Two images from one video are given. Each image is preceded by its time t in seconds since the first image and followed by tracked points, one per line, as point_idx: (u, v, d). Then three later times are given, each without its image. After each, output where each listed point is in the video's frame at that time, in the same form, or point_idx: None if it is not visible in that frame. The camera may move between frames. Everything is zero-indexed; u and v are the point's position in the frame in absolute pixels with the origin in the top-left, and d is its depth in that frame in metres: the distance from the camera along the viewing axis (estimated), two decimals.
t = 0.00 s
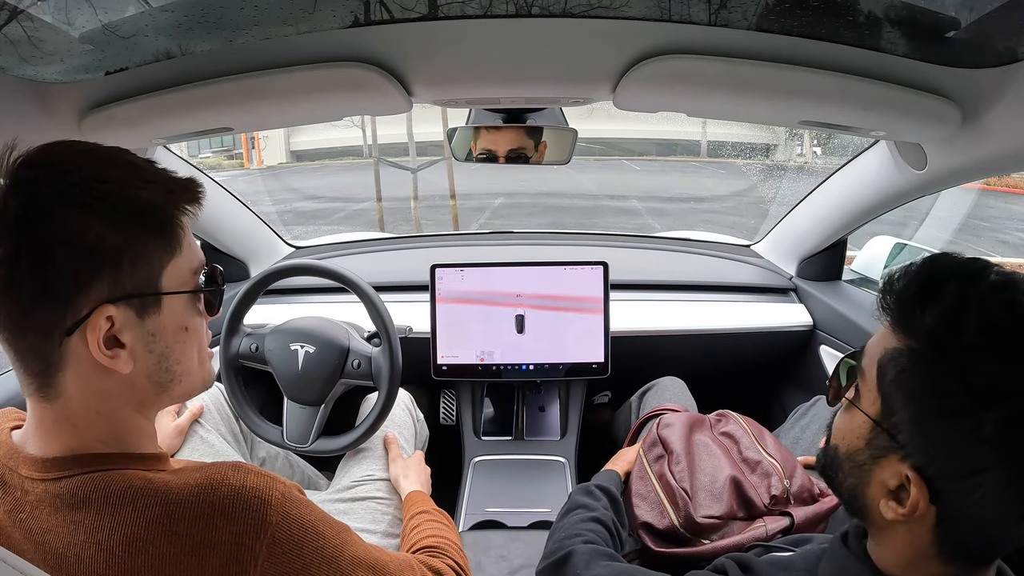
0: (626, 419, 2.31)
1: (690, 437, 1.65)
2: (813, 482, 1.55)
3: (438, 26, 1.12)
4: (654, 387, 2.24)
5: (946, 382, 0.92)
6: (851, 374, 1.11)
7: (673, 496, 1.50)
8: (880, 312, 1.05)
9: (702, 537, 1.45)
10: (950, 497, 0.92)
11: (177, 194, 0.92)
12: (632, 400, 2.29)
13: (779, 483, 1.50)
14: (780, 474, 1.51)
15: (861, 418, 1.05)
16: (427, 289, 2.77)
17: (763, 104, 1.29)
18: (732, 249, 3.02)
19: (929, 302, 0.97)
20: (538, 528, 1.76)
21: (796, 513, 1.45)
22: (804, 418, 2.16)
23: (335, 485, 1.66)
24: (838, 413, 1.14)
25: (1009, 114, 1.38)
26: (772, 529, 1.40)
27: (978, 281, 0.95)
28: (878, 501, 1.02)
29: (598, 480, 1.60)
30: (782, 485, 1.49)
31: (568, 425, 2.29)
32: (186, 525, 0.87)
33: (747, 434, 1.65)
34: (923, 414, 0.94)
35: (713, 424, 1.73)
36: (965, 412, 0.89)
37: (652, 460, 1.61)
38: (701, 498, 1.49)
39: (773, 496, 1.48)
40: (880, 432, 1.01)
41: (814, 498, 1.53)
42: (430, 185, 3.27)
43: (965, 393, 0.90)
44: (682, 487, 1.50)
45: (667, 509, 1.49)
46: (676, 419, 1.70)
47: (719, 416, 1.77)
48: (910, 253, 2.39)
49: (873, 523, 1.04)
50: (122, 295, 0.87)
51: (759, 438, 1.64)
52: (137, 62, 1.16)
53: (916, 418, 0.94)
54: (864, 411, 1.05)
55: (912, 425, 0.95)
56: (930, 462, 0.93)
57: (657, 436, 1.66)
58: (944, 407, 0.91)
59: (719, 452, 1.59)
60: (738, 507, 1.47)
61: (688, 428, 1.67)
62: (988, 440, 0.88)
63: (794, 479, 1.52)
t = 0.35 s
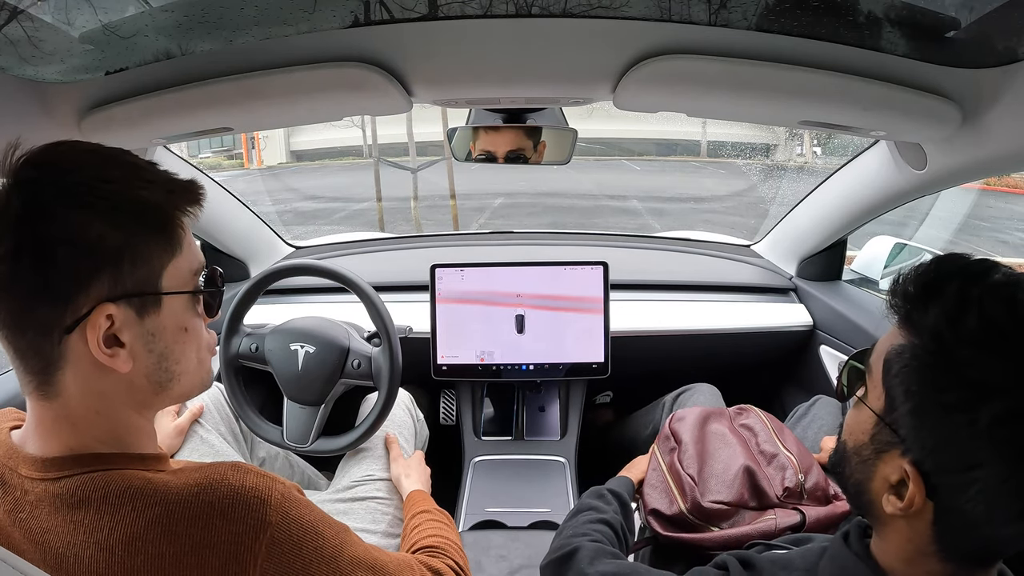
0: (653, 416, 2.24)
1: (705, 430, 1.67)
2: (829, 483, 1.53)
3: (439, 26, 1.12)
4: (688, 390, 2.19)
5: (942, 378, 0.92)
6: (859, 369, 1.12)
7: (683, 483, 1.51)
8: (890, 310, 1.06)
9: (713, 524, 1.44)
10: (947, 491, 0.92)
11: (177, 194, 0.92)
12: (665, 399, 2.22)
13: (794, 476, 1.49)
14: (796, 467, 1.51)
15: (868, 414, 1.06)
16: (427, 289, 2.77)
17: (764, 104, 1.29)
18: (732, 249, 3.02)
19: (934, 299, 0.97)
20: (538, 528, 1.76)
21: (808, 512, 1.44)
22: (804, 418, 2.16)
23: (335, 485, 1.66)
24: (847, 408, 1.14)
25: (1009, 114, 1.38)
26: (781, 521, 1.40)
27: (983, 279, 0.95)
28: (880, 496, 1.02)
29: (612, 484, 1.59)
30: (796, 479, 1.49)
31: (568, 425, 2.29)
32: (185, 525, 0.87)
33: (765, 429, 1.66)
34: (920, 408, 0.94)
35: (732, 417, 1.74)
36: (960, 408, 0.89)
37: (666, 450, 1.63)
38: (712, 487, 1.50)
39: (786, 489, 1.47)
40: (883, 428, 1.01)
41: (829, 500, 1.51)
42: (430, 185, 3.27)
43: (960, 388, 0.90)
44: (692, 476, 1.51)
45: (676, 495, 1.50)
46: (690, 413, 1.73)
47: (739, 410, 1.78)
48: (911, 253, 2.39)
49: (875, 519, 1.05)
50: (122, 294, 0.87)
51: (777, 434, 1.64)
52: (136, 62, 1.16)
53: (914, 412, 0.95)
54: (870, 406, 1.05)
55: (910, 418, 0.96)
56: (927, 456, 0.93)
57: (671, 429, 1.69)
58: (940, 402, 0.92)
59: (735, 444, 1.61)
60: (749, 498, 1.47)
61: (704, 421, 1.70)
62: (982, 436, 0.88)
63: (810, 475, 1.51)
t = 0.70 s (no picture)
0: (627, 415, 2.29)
1: (689, 438, 1.67)
2: (814, 484, 1.55)
3: (439, 26, 1.12)
4: (653, 381, 2.23)
5: (946, 386, 0.92)
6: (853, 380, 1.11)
7: (669, 498, 1.50)
8: (884, 317, 1.05)
9: (702, 538, 1.43)
10: (954, 501, 0.92)
11: (190, 199, 0.92)
12: (632, 395, 2.28)
13: (779, 484, 1.50)
14: (780, 475, 1.52)
15: (865, 423, 1.05)
16: (427, 289, 2.77)
17: (764, 105, 1.29)
18: (732, 249, 3.02)
19: (932, 305, 0.97)
20: (538, 528, 1.76)
21: (795, 516, 1.45)
22: (804, 418, 2.16)
23: (335, 485, 1.66)
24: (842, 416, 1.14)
25: (1008, 114, 1.38)
26: (769, 531, 1.40)
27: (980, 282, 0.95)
28: (883, 506, 1.02)
29: (596, 480, 1.59)
30: (781, 486, 1.49)
31: (568, 425, 2.29)
32: (185, 521, 0.87)
33: (747, 434, 1.66)
34: (925, 418, 0.94)
35: (712, 423, 1.74)
36: (967, 417, 0.90)
37: (650, 460, 1.62)
38: (698, 499, 1.50)
39: (772, 497, 1.48)
40: (883, 437, 1.01)
41: (815, 500, 1.52)
42: (430, 185, 3.21)
43: (966, 397, 0.90)
44: (678, 488, 1.51)
45: (663, 509, 1.49)
46: (673, 419, 1.72)
47: (719, 414, 1.79)
48: (911, 253, 2.40)
49: (876, 528, 1.04)
50: (130, 294, 0.87)
51: (759, 438, 1.65)
52: (137, 62, 1.16)
53: (918, 422, 0.94)
54: (868, 416, 1.05)
55: (914, 428, 0.95)
56: (932, 466, 0.93)
57: (656, 436, 1.67)
58: (947, 411, 0.91)
59: (718, 453, 1.61)
60: (735, 508, 1.47)
61: (687, 429, 1.69)
62: (991, 444, 0.89)
63: (794, 480, 1.52)
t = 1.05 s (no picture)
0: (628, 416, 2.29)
1: (690, 438, 1.67)
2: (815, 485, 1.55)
3: (439, 26, 1.12)
4: (653, 382, 2.23)
5: (948, 390, 0.92)
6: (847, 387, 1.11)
7: (671, 497, 1.50)
8: (874, 319, 1.05)
9: (703, 538, 1.43)
10: (960, 505, 0.92)
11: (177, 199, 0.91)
12: (632, 396, 2.28)
13: (780, 484, 1.50)
14: (781, 475, 1.52)
15: (860, 430, 1.05)
16: (427, 288, 2.77)
17: (765, 105, 1.29)
18: (732, 249, 3.02)
19: (927, 307, 0.97)
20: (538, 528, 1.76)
21: (796, 516, 1.45)
22: (804, 418, 2.16)
23: (335, 485, 1.66)
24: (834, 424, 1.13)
25: (1008, 114, 1.38)
26: (771, 531, 1.40)
27: (973, 283, 0.95)
28: (883, 513, 1.01)
29: (595, 476, 1.60)
30: (782, 487, 1.49)
31: (569, 425, 2.29)
32: (184, 522, 0.87)
33: (748, 434, 1.66)
34: (929, 425, 0.93)
35: (713, 423, 1.75)
36: (971, 421, 0.90)
37: (651, 460, 1.62)
38: (700, 499, 1.50)
39: (773, 497, 1.48)
40: (882, 445, 1.00)
41: (816, 500, 1.53)
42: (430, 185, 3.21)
43: (970, 401, 0.90)
44: (680, 488, 1.51)
45: (664, 509, 1.49)
46: (675, 419, 1.73)
47: (720, 415, 1.79)
48: (911, 253, 2.40)
49: (876, 534, 1.04)
50: (111, 295, 0.85)
51: (761, 438, 1.65)
52: (137, 62, 1.16)
53: (921, 428, 0.94)
54: (863, 423, 1.04)
55: (917, 434, 0.95)
56: (938, 472, 0.93)
57: (657, 436, 1.67)
58: (951, 417, 0.91)
59: (719, 453, 1.61)
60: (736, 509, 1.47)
61: (688, 429, 1.69)
62: (998, 448, 0.89)
63: (795, 480, 1.52)
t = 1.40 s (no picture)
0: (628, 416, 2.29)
1: (693, 436, 1.67)
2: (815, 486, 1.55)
3: (438, 26, 1.12)
4: (653, 382, 2.23)
5: (961, 395, 0.91)
6: (847, 386, 1.10)
7: (678, 492, 1.49)
8: (878, 321, 1.04)
9: (708, 536, 1.43)
10: (971, 511, 0.92)
11: (152, 193, 0.88)
12: (632, 396, 2.28)
13: (781, 485, 1.50)
14: (783, 475, 1.52)
15: (865, 435, 1.04)
16: (427, 289, 2.77)
17: (765, 105, 1.29)
18: (732, 249, 3.02)
19: (935, 310, 0.96)
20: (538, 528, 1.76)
21: (798, 516, 1.45)
22: (803, 418, 2.16)
23: (335, 485, 1.66)
24: (832, 427, 1.13)
25: (1009, 114, 1.38)
26: (775, 531, 1.40)
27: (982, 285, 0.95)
28: (888, 518, 1.01)
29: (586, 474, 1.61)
30: (783, 487, 1.50)
31: (568, 425, 2.29)
32: (184, 522, 0.87)
33: (749, 434, 1.67)
34: (941, 431, 0.93)
35: (713, 423, 1.75)
36: (985, 426, 0.90)
37: (656, 454, 1.62)
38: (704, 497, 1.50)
39: (774, 498, 1.48)
40: (889, 450, 1.00)
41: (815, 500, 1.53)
42: (430, 185, 3.24)
43: (983, 407, 0.90)
44: (686, 483, 1.50)
45: (672, 504, 1.48)
46: (681, 415, 1.73)
47: (720, 416, 1.79)
48: (911, 253, 2.40)
49: (879, 538, 1.04)
50: (84, 293, 0.84)
51: (762, 439, 1.65)
52: (137, 62, 1.16)
53: (932, 434, 0.94)
54: (868, 428, 1.04)
55: (927, 439, 0.94)
56: (949, 478, 0.93)
57: (663, 432, 1.67)
58: (964, 423, 0.91)
59: (723, 452, 1.61)
60: (739, 508, 1.47)
61: (692, 427, 1.69)
62: (1010, 453, 0.89)
63: (796, 480, 1.52)
